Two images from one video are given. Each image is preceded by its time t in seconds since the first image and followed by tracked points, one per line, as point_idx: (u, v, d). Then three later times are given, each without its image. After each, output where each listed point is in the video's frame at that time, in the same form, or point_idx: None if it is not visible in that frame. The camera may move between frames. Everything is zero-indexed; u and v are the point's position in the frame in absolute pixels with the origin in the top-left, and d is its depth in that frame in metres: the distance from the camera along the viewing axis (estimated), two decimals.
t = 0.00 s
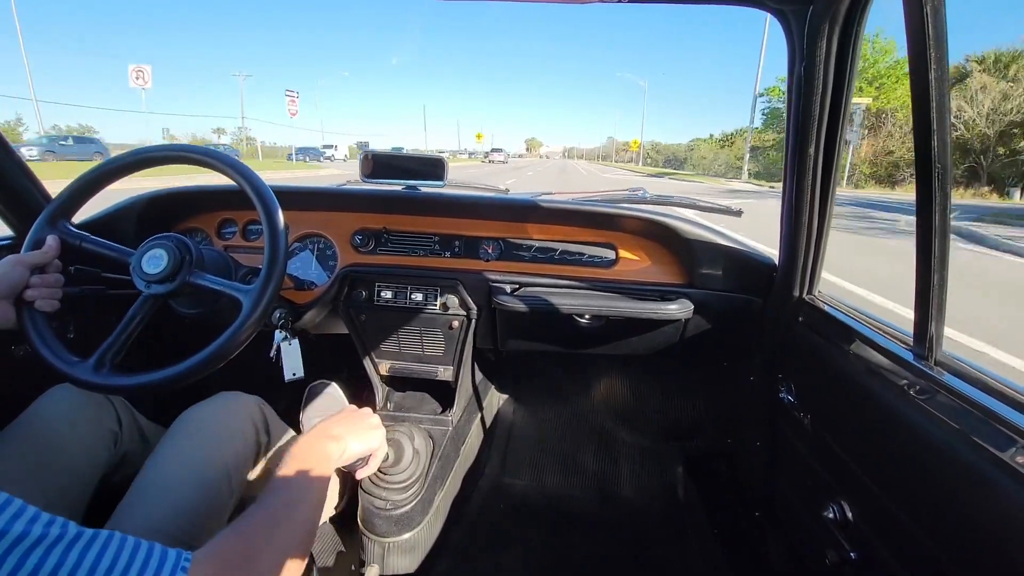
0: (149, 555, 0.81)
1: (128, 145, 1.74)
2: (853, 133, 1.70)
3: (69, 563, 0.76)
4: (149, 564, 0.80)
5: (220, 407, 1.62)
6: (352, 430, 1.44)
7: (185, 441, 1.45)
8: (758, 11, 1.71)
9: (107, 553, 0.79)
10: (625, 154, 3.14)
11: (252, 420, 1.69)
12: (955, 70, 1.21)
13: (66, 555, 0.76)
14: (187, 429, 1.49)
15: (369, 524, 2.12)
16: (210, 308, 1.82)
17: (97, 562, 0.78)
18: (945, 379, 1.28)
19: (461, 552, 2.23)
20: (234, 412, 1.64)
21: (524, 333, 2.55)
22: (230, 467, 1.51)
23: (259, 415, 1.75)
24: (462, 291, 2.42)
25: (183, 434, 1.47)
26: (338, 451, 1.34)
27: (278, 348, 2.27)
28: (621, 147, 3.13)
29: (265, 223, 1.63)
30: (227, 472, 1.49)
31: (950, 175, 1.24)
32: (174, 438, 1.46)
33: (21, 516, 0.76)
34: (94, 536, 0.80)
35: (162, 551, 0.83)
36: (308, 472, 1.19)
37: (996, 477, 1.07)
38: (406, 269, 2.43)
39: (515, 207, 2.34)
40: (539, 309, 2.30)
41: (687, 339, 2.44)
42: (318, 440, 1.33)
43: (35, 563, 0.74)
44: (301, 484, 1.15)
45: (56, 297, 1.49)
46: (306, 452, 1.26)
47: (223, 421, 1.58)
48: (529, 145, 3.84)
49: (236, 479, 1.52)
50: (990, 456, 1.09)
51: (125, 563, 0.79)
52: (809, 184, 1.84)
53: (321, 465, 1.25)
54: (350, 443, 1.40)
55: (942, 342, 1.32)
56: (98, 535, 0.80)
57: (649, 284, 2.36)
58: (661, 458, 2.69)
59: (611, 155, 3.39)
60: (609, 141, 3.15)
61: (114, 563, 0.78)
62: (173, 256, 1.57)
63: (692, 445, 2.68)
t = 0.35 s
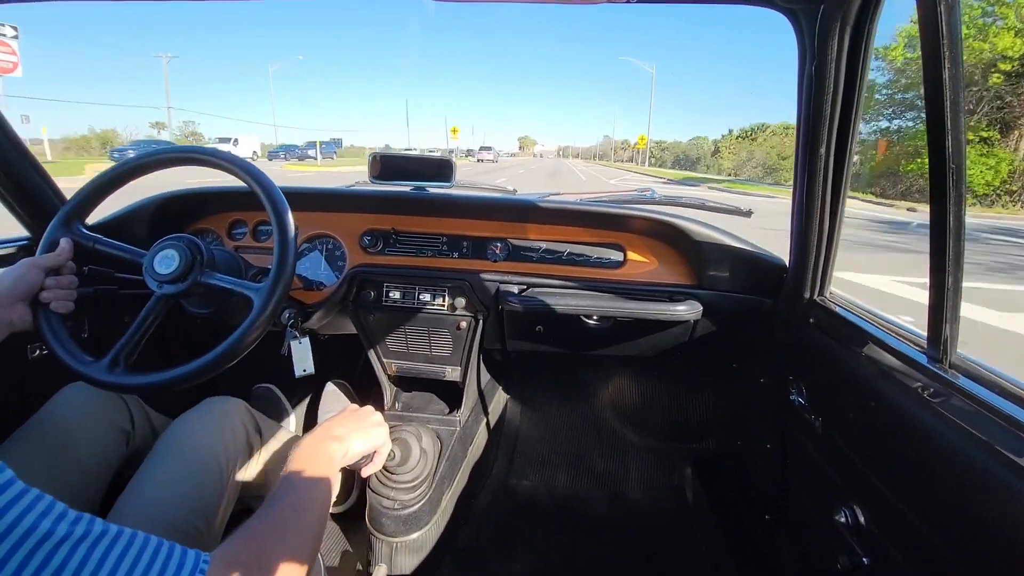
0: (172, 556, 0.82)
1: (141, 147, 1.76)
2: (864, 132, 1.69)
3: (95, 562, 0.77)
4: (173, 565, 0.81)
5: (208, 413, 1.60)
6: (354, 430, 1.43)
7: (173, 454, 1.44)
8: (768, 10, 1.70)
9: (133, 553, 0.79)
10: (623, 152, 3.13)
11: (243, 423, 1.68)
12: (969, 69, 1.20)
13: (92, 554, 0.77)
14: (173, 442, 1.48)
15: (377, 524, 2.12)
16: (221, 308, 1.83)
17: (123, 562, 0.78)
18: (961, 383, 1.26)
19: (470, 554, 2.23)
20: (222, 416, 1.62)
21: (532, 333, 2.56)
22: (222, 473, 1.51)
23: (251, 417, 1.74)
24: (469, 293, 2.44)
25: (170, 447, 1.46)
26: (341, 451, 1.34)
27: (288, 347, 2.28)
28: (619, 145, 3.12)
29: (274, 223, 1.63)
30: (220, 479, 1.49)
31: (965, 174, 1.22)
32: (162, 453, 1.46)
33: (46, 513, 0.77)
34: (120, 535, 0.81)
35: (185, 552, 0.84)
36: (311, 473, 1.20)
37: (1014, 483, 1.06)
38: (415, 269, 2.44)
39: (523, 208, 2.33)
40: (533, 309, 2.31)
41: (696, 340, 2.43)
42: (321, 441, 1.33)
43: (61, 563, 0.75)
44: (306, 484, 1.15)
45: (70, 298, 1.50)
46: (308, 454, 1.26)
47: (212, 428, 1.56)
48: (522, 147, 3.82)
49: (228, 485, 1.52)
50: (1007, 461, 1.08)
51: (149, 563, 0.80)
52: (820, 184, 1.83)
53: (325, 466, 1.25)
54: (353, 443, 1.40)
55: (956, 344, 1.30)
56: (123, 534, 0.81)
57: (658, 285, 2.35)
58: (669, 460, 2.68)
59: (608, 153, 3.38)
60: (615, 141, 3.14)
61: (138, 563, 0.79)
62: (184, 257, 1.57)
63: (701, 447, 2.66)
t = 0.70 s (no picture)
0: (175, 518, 0.86)
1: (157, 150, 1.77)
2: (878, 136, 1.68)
3: (104, 516, 0.80)
4: (177, 525, 0.85)
5: (217, 411, 1.60)
6: (361, 421, 1.44)
7: (176, 458, 1.44)
8: (780, 13, 1.69)
9: (141, 512, 0.83)
10: (621, 152, 3.12)
11: (248, 421, 1.68)
12: (987, 72, 1.19)
13: (101, 510, 0.80)
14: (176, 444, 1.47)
15: (386, 526, 2.13)
16: (235, 308, 1.84)
17: (131, 519, 0.81)
18: (975, 390, 1.25)
19: (479, 557, 2.23)
20: (227, 417, 1.61)
21: (541, 337, 2.56)
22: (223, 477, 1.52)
23: (256, 414, 1.74)
24: (479, 296, 2.44)
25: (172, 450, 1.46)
26: (348, 442, 1.35)
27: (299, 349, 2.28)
28: (618, 145, 3.12)
29: (286, 223, 1.64)
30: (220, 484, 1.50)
31: (981, 179, 1.21)
32: (165, 456, 1.45)
33: (54, 470, 0.79)
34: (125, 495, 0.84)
35: (187, 520, 0.87)
36: (319, 463, 1.20)
37: None
38: (425, 272, 2.44)
39: (533, 211, 2.34)
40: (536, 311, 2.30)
41: (706, 345, 2.42)
42: (329, 431, 1.34)
43: (71, 516, 0.77)
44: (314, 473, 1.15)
45: (90, 315, 1.50)
46: (316, 444, 1.27)
47: (216, 430, 1.56)
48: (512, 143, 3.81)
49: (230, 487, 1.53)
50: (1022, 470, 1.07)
51: (157, 523, 0.83)
52: (833, 189, 1.82)
53: (333, 455, 1.25)
54: (360, 433, 1.41)
55: (972, 351, 1.29)
56: (128, 496, 0.84)
57: (668, 289, 2.34)
58: (680, 465, 2.67)
59: (599, 151, 3.37)
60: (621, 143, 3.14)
61: (145, 521, 0.82)
62: (198, 257, 1.59)
63: (710, 452, 2.64)
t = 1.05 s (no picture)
0: (165, 494, 0.87)
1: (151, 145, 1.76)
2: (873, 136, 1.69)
3: (91, 490, 0.82)
4: (166, 499, 0.87)
5: (211, 412, 1.61)
6: (362, 414, 1.43)
7: (167, 462, 1.44)
8: (778, 11, 1.69)
9: (129, 488, 0.85)
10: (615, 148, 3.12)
11: (242, 419, 1.68)
12: (983, 72, 1.19)
13: (87, 486, 0.82)
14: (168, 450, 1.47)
15: (379, 523, 2.14)
16: (231, 300, 1.84)
17: (117, 494, 0.83)
18: (968, 389, 1.26)
19: (473, 555, 2.22)
20: (220, 418, 1.61)
21: (536, 335, 2.56)
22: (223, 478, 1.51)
23: (251, 411, 1.74)
24: (474, 294, 2.44)
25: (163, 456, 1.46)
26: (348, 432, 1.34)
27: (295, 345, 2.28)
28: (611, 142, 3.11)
29: (279, 215, 1.63)
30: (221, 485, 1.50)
31: (977, 179, 1.21)
32: (158, 460, 1.46)
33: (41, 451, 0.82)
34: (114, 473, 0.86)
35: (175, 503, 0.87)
36: (317, 453, 1.20)
37: None
38: (420, 269, 2.44)
39: (529, 208, 2.33)
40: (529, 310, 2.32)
41: (701, 343, 2.42)
42: (328, 422, 1.34)
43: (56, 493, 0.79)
44: (310, 462, 1.15)
45: (90, 325, 1.48)
46: (315, 435, 1.27)
47: (207, 430, 1.55)
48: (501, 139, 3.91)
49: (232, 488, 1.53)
50: (1012, 470, 1.08)
51: (144, 499, 0.84)
52: (829, 188, 1.82)
53: (331, 446, 1.25)
54: (360, 426, 1.40)
55: (965, 350, 1.30)
56: (116, 476, 0.86)
57: (663, 287, 2.34)
58: (674, 463, 2.67)
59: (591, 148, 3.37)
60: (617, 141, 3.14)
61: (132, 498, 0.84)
62: (191, 250, 1.58)
63: (706, 451, 2.65)
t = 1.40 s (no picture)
0: (150, 495, 0.86)
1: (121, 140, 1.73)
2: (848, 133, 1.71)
3: (74, 492, 0.80)
4: (152, 499, 0.85)
5: (198, 415, 1.59)
6: (349, 412, 1.43)
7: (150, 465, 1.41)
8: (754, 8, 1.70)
9: (113, 489, 0.83)
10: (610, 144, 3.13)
11: (229, 424, 1.65)
12: (953, 71, 1.21)
13: (69, 489, 0.80)
14: (152, 452, 1.45)
15: (364, 522, 2.12)
16: (207, 299, 1.81)
17: (101, 495, 0.81)
18: (938, 379, 1.28)
19: (456, 551, 2.22)
20: (206, 421, 1.58)
21: (519, 330, 2.55)
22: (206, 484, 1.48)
23: (239, 415, 1.71)
24: (456, 290, 2.43)
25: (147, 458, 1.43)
26: (336, 431, 1.33)
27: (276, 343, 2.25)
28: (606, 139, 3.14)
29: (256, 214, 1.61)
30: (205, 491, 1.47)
31: (948, 174, 1.23)
32: (139, 463, 1.43)
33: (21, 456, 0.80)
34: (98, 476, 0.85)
35: (161, 502, 0.85)
36: (305, 453, 1.18)
37: (995, 483, 1.06)
38: (401, 265, 2.42)
39: (510, 204, 2.33)
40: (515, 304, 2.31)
41: (682, 338, 2.44)
42: (318, 423, 1.33)
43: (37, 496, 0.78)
44: (298, 463, 1.14)
45: (57, 326, 1.45)
46: (303, 435, 1.26)
47: (193, 433, 1.53)
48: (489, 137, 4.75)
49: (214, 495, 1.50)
50: (983, 458, 1.09)
51: (128, 499, 0.83)
52: (806, 182, 1.83)
53: (319, 445, 1.24)
54: (348, 424, 1.39)
55: (935, 342, 1.32)
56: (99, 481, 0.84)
57: (645, 282, 2.35)
58: (656, 456, 2.69)
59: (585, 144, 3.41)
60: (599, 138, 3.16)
61: (116, 498, 0.82)
62: (164, 248, 1.55)
63: (687, 444, 2.67)
